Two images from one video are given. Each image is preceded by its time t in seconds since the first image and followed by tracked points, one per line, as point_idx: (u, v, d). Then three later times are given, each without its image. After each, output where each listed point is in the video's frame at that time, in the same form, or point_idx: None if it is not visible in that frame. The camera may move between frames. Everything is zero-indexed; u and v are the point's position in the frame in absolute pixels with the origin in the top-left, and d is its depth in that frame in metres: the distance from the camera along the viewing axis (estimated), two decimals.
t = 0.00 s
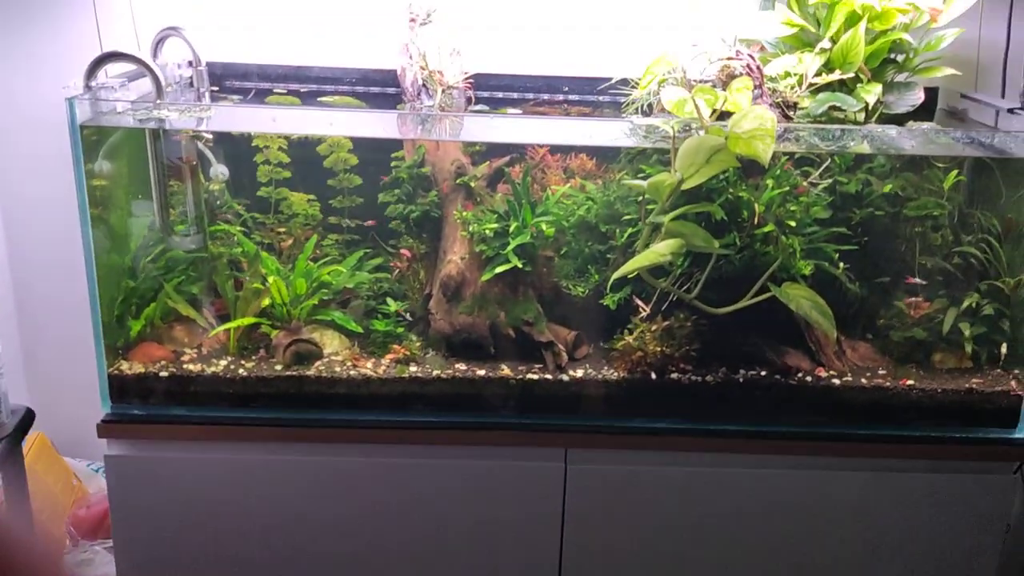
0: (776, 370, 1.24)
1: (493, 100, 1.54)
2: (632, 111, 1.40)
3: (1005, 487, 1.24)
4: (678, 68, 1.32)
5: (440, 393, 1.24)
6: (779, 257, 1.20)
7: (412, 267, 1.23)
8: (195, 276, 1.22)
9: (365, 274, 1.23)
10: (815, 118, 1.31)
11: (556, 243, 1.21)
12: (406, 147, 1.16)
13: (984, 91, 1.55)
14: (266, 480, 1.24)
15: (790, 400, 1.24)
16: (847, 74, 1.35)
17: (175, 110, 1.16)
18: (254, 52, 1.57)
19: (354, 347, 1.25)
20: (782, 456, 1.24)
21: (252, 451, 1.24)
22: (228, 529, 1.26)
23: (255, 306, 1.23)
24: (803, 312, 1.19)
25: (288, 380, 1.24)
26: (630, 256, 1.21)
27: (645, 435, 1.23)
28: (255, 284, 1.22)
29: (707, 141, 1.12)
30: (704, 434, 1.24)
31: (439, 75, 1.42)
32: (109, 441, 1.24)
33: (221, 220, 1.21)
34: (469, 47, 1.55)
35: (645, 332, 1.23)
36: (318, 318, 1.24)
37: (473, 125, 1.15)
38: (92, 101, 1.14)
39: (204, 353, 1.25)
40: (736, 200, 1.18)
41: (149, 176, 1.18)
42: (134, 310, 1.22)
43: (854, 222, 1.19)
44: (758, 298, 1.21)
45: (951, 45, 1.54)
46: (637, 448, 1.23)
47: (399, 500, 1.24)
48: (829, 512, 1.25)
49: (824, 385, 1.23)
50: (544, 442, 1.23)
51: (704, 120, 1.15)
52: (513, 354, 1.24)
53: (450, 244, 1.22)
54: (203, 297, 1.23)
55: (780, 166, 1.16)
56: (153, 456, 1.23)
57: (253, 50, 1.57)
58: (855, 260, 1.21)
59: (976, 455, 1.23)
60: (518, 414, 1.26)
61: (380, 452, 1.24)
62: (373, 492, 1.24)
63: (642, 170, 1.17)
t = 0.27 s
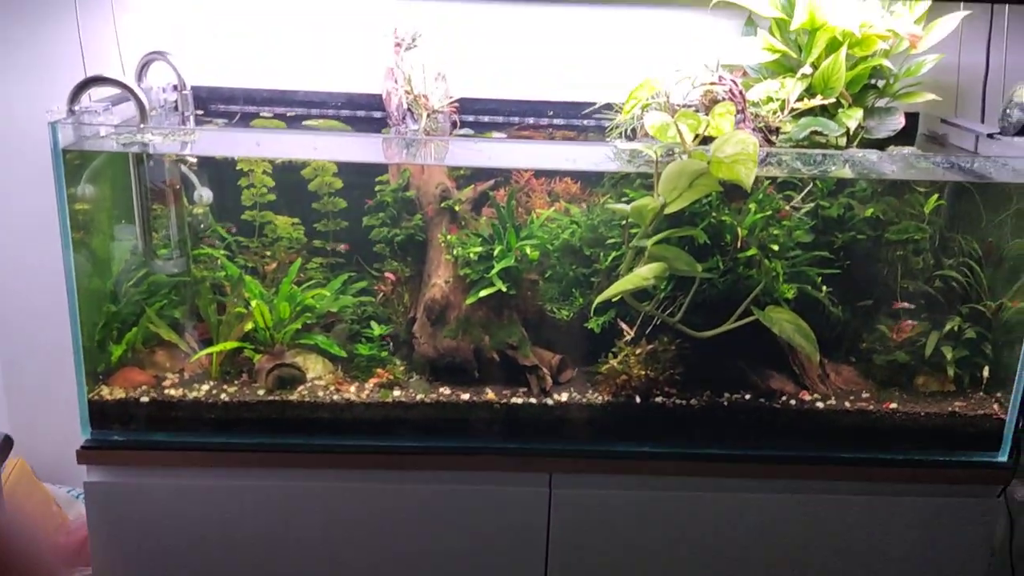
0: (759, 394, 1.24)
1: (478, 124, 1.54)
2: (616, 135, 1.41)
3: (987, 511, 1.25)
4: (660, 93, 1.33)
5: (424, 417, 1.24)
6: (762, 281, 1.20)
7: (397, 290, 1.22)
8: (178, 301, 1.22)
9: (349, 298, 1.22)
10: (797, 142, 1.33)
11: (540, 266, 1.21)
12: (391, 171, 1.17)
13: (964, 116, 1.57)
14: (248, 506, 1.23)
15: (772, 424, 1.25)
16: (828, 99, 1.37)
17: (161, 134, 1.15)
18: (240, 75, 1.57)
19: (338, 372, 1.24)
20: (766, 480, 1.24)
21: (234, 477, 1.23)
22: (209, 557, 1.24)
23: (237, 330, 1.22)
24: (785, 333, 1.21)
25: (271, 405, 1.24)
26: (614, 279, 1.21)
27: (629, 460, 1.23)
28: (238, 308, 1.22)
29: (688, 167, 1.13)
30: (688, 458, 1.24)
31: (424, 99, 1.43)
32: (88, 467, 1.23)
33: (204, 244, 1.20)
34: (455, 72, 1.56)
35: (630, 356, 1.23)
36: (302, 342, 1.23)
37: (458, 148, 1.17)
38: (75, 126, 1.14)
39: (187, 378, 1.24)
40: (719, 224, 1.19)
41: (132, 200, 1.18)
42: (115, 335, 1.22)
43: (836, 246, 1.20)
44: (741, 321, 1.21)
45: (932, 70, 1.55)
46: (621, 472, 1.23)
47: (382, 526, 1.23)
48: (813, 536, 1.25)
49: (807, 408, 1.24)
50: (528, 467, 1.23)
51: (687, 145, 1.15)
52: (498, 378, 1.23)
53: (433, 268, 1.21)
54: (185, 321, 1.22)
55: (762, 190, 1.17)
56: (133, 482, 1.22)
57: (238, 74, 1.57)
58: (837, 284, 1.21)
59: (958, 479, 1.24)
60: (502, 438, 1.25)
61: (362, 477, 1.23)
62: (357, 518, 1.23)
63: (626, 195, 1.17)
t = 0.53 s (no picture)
0: (742, 413, 1.24)
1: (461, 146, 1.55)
2: (597, 158, 1.41)
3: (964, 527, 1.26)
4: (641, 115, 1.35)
5: (408, 439, 1.25)
6: (742, 300, 1.21)
7: (380, 311, 1.22)
8: (159, 324, 1.21)
9: (332, 319, 1.22)
10: (776, 162, 1.34)
11: (523, 286, 1.21)
12: (374, 194, 1.16)
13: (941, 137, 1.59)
14: (232, 529, 1.23)
15: (753, 444, 1.26)
16: (807, 120, 1.39)
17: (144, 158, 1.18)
18: (223, 99, 1.58)
19: (320, 394, 1.24)
20: (748, 499, 1.26)
21: (218, 501, 1.23)
22: None
23: (220, 353, 1.22)
24: (765, 351, 1.21)
25: (254, 428, 1.24)
26: (596, 299, 1.21)
27: (612, 480, 1.24)
28: (220, 331, 1.21)
29: (669, 187, 1.15)
30: (670, 477, 1.25)
31: (407, 121, 1.44)
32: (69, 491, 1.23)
33: (185, 266, 1.20)
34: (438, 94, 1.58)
35: (613, 375, 1.23)
36: (285, 365, 1.23)
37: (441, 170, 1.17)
38: (57, 150, 1.14)
39: (167, 402, 1.23)
40: (699, 243, 1.19)
41: (113, 223, 1.18)
42: (96, 359, 1.21)
43: (816, 264, 1.21)
44: (722, 340, 1.22)
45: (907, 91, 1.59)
46: (603, 492, 1.24)
47: (366, 548, 1.24)
48: (792, 553, 1.26)
49: (789, 427, 1.25)
50: (512, 488, 1.24)
51: (665, 166, 1.18)
52: (482, 399, 1.23)
53: (416, 289, 1.22)
54: (167, 344, 1.22)
55: (741, 211, 1.18)
56: (115, 506, 1.21)
57: (222, 97, 1.58)
58: (818, 302, 1.22)
59: (937, 496, 1.25)
60: (485, 459, 1.26)
61: (346, 500, 1.24)
62: (341, 542, 1.23)
63: (605, 216, 1.18)
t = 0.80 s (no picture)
0: (724, 426, 1.26)
1: (445, 163, 1.57)
2: (580, 174, 1.42)
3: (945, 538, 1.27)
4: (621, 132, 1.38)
5: (391, 457, 1.25)
6: (722, 314, 1.22)
7: (364, 329, 1.23)
8: (143, 344, 1.21)
9: (316, 338, 1.23)
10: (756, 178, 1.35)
11: (506, 303, 1.22)
12: (358, 212, 1.17)
13: (917, 150, 1.62)
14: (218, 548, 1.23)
15: (735, 457, 1.27)
16: (785, 135, 1.41)
17: (126, 179, 1.17)
18: (207, 120, 1.59)
19: (305, 412, 1.25)
20: (730, 512, 1.27)
21: (203, 520, 1.23)
22: None
23: (204, 373, 1.22)
24: (746, 365, 1.22)
25: (239, 447, 1.24)
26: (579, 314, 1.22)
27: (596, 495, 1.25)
28: (204, 351, 1.22)
29: (648, 203, 1.17)
30: (654, 491, 1.26)
31: (390, 139, 1.48)
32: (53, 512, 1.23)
33: (169, 286, 1.21)
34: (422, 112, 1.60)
35: (596, 391, 1.24)
36: (270, 383, 1.24)
37: (425, 188, 1.18)
38: (40, 172, 1.15)
39: (151, 423, 1.24)
40: (679, 258, 1.21)
41: (96, 244, 1.18)
42: (80, 380, 1.22)
43: (796, 278, 1.22)
44: (703, 354, 1.23)
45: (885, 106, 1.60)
46: (586, 507, 1.25)
47: (351, 567, 1.24)
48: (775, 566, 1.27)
49: (771, 439, 1.26)
50: (496, 504, 1.25)
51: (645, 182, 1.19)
52: (466, 416, 1.24)
53: (400, 306, 1.22)
54: (150, 364, 1.22)
55: (721, 226, 1.19)
56: (100, 527, 1.21)
57: (206, 118, 1.59)
58: (798, 315, 1.23)
59: (918, 507, 1.26)
60: (470, 476, 1.27)
61: (330, 519, 1.24)
62: (327, 561, 1.23)
63: (587, 232, 1.19)
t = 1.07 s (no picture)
0: (711, 433, 1.26)
1: (433, 175, 1.58)
2: (567, 185, 1.43)
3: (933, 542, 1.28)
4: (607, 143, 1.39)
5: (381, 467, 1.25)
6: (708, 322, 1.23)
7: (353, 341, 1.23)
8: (131, 358, 1.22)
9: (305, 349, 1.23)
10: (742, 186, 1.36)
11: (494, 313, 1.22)
12: (345, 225, 1.18)
13: (901, 158, 1.65)
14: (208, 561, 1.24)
15: (724, 464, 1.28)
16: (770, 143, 1.42)
17: (114, 194, 1.18)
18: (196, 134, 1.60)
19: (295, 424, 1.25)
20: (719, 519, 1.27)
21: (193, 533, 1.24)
22: None
23: (192, 386, 1.22)
24: (732, 372, 1.22)
25: (228, 460, 1.24)
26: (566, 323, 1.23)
27: (586, 504, 1.26)
28: (193, 364, 1.22)
29: (633, 212, 1.18)
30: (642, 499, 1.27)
31: (378, 152, 1.50)
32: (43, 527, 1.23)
33: (158, 300, 1.21)
34: (411, 124, 1.61)
35: (584, 400, 1.24)
36: (259, 396, 1.24)
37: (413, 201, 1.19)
38: (28, 188, 1.16)
39: (140, 436, 1.24)
40: (664, 266, 1.21)
41: (85, 258, 1.19)
42: (69, 394, 1.22)
43: (782, 285, 1.23)
44: (690, 362, 1.24)
45: (868, 114, 1.63)
46: (576, 515, 1.26)
47: None
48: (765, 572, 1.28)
49: (759, 446, 1.27)
50: (486, 513, 1.25)
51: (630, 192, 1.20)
52: (456, 426, 1.24)
53: (388, 318, 1.23)
54: (139, 378, 1.22)
55: (707, 234, 1.20)
56: (89, 542, 1.21)
57: (194, 132, 1.60)
58: (784, 322, 1.24)
59: (904, 512, 1.27)
60: (460, 486, 1.28)
61: (320, 531, 1.24)
62: (316, 574, 1.23)
63: (573, 242, 1.20)
